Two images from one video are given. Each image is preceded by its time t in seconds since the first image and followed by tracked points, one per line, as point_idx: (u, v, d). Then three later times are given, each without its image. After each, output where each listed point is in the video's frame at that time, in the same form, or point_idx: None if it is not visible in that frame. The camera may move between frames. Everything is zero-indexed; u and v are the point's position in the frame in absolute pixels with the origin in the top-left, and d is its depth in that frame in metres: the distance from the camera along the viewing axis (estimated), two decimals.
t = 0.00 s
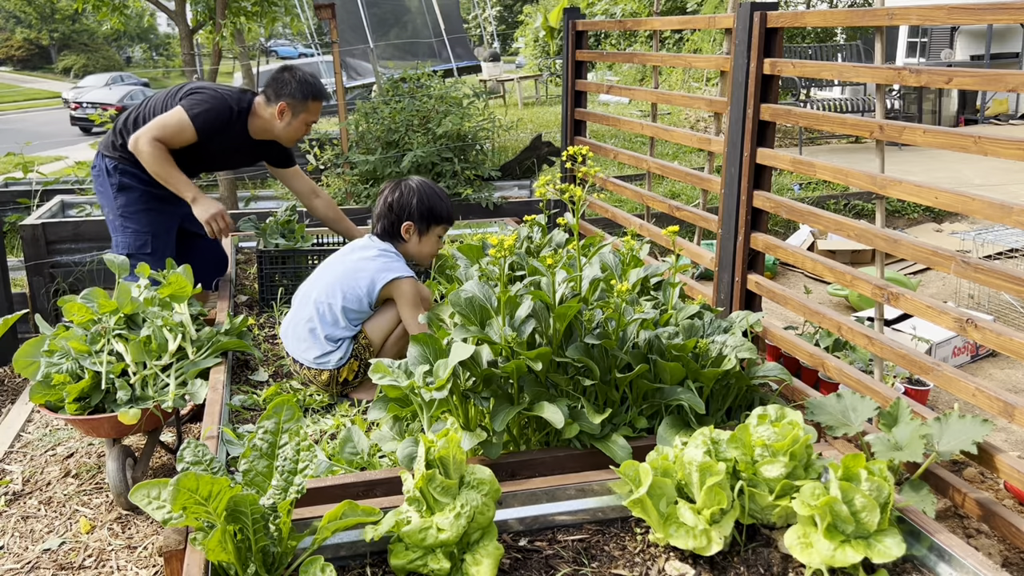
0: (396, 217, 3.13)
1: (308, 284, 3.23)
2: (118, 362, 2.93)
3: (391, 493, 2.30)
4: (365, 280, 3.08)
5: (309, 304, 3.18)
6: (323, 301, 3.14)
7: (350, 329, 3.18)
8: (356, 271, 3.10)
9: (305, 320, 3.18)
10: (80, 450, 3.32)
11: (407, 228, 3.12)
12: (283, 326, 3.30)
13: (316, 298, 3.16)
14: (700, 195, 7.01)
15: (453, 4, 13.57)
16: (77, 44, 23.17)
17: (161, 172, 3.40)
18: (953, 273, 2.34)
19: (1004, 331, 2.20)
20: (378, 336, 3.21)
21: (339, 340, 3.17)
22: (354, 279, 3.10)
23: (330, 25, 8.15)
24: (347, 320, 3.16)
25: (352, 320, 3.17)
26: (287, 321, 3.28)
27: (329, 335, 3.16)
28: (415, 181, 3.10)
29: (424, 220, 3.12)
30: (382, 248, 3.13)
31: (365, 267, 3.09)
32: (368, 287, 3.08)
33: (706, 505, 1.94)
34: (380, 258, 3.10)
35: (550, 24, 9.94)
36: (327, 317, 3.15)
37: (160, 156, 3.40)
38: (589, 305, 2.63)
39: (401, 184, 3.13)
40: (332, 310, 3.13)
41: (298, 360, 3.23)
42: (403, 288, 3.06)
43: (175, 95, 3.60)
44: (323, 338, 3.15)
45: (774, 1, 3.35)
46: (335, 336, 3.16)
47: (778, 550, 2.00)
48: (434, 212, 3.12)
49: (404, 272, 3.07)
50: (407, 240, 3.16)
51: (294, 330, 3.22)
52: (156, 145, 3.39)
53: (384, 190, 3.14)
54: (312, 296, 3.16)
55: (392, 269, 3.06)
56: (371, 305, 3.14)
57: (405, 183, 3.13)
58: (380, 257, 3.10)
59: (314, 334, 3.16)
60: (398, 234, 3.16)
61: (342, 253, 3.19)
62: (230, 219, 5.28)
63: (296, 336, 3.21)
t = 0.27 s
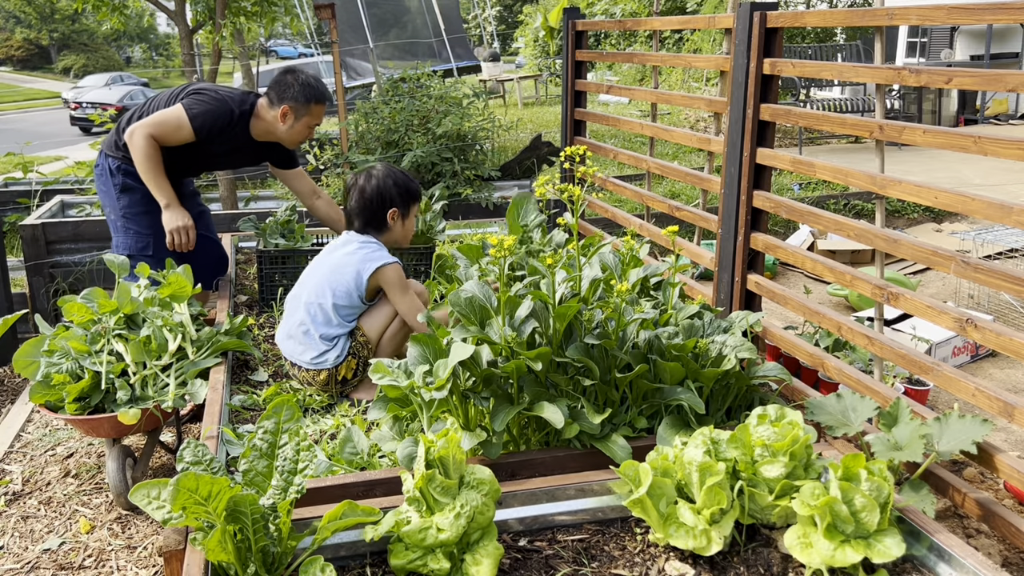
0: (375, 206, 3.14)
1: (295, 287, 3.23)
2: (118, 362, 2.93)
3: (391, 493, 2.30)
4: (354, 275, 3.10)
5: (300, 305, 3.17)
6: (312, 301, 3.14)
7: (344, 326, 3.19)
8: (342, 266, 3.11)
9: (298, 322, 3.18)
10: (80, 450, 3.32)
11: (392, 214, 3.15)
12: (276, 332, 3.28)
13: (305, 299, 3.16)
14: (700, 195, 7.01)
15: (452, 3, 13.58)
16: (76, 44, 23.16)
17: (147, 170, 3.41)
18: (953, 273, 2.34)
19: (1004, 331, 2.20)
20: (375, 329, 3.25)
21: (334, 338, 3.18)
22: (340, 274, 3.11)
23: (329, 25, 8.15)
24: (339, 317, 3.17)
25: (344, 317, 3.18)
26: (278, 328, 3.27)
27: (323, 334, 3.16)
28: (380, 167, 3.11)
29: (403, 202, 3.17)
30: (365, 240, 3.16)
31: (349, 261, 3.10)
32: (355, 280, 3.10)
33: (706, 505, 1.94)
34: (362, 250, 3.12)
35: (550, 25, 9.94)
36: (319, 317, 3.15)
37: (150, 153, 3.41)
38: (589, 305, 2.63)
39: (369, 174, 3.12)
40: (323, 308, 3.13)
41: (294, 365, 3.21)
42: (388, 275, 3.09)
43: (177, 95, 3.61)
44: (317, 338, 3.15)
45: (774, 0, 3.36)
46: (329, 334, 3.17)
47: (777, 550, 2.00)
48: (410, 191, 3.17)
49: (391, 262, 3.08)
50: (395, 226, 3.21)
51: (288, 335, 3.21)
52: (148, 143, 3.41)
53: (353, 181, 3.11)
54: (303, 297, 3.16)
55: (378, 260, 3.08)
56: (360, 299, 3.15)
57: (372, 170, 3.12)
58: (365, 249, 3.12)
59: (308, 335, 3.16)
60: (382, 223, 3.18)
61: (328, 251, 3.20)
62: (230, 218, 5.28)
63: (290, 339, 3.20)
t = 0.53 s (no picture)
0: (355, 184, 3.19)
1: (298, 283, 3.20)
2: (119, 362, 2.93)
3: (391, 493, 2.30)
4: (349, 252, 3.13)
5: (310, 299, 3.16)
6: (325, 292, 3.13)
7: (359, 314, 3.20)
8: (349, 251, 3.13)
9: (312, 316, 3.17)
10: (80, 450, 3.32)
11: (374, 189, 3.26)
12: (285, 337, 3.23)
13: (316, 291, 3.14)
14: (700, 195, 7.01)
15: (453, 4, 13.58)
16: (76, 44, 23.16)
17: (146, 170, 3.41)
18: (953, 273, 2.34)
19: (1004, 331, 2.20)
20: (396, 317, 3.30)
21: (351, 326, 3.18)
22: (350, 260, 3.12)
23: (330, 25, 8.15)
24: (352, 304, 3.17)
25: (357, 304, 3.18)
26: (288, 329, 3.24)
27: (340, 323, 3.16)
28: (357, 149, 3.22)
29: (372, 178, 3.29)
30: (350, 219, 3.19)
31: (355, 244, 3.13)
32: (365, 263, 3.14)
33: (706, 505, 1.94)
34: (364, 232, 3.15)
35: (550, 25, 9.95)
36: (333, 306, 3.15)
37: (151, 153, 3.41)
38: (589, 305, 2.63)
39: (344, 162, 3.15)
40: (337, 297, 3.13)
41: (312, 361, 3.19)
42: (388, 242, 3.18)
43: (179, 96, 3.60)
44: (336, 328, 3.15)
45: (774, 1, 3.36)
46: (345, 322, 3.17)
47: (778, 550, 2.00)
48: (380, 164, 3.26)
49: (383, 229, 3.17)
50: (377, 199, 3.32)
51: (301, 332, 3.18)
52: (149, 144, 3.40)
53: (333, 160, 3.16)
54: (314, 291, 3.14)
55: (371, 230, 3.15)
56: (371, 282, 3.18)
57: (344, 157, 3.15)
58: (362, 229, 3.16)
59: (326, 327, 3.15)
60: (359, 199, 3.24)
61: (313, 240, 3.20)
62: (230, 218, 5.28)
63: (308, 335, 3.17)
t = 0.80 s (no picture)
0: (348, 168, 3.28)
1: (324, 278, 3.21)
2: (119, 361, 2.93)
3: (390, 493, 2.30)
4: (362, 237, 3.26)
5: (339, 293, 3.22)
6: (360, 279, 3.23)
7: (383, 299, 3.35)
8: (372, 235, 3.29)
9: (344, 309, 3.23)
10: (80, 450, 3.32)
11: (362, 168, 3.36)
12: (317, 338, 3.22)
13: (352, 281, 3.22)
14: (700, 195, 7.01)
15: (452, 3, 13.58)
16: (76, 44, 23.13)
17: (140, 175, 3.40)
18: (953, 272, 2.34)
19: (1004, 331, 2.20)
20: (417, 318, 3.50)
21: (382, 310, 3.33)
22: (375, 244, 3.28)
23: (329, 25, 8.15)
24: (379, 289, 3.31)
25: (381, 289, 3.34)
26: (318, 327, 3.22)
27: (375, 308, 3.28)
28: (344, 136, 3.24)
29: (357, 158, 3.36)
30: (348, 205, 3.29)
31: (374, 229, 3.30)
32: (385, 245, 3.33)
33: (706, 505, 1.94)
34: (375, 216, 3.32)
35: (550, 24, 9.95)
36: (368, 292, 3.27)
37: (149, 158, 3.40)
38: (589, 305, 2.63)
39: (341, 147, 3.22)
40: (372, 283, 3.26)
41: (351, 352, 3.23)
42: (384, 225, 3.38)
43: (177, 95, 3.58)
44: (374, 313, 3.27)
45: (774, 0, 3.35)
46: (378, 307, 3.30)
47: (777, 549, 2.00)
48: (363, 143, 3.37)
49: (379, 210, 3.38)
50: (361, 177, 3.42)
51: (339, 326, 3.22)
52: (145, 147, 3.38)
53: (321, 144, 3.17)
54: (349, 281, 3.21)
55: (373, 213, 3.32)
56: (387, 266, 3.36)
57: (339, 142, 3.21)
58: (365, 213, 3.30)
59: (365, 315, 3.25)
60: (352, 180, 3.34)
61: (320, 235, 3.23)
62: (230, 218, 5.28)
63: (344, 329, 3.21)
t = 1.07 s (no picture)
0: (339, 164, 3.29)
1: (341, 272, 3.24)
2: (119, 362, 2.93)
3: (391, 493, 2.30)
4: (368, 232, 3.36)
5: (356, 288, 3.27)
6: (372, 270, 3.32)
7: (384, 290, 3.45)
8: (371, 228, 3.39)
9: (362, 302, 3.28)
10: (80, 450, 3.32)
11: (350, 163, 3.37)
12: (339, 332, 3.24)
13: (366, 272, 3.29)
14: (700, 195, 7.01)
15: (453, 3, 13.58)
16: (77, 44, 23.12)
17: (129, 170, 3.33)
18: (953, 272, 2.34)
19: (1004, 331, 2.20)
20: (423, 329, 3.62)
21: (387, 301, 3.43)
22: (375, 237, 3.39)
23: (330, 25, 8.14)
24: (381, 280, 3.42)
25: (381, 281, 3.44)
26: (338, 321, 3.24)
27: (384, 299, 3.38)
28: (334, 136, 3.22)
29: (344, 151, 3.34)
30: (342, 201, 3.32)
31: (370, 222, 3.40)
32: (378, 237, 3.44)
33: (706, 505, 1.94)
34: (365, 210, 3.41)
35: (550, 25, 9.95)
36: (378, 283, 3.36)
37: (137, 156, 3.36)
38: (589, 305, 2.63)
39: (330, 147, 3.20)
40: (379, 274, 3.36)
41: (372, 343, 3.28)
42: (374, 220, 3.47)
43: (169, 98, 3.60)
44: (386, 303, 3.37)
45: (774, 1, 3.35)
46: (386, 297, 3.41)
47: (778, 550, 2.00)
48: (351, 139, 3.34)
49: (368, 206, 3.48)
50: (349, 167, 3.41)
51: (360, 317, 3.27)
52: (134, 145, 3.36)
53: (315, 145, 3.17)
54: (365, 272, 3.29)
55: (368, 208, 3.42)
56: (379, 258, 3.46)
57: (330, 139, 3.19)
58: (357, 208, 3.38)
59: (379, 305, 3.34)
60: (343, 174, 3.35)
61: (331, 231, 3.25)
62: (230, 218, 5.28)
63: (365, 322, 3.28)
